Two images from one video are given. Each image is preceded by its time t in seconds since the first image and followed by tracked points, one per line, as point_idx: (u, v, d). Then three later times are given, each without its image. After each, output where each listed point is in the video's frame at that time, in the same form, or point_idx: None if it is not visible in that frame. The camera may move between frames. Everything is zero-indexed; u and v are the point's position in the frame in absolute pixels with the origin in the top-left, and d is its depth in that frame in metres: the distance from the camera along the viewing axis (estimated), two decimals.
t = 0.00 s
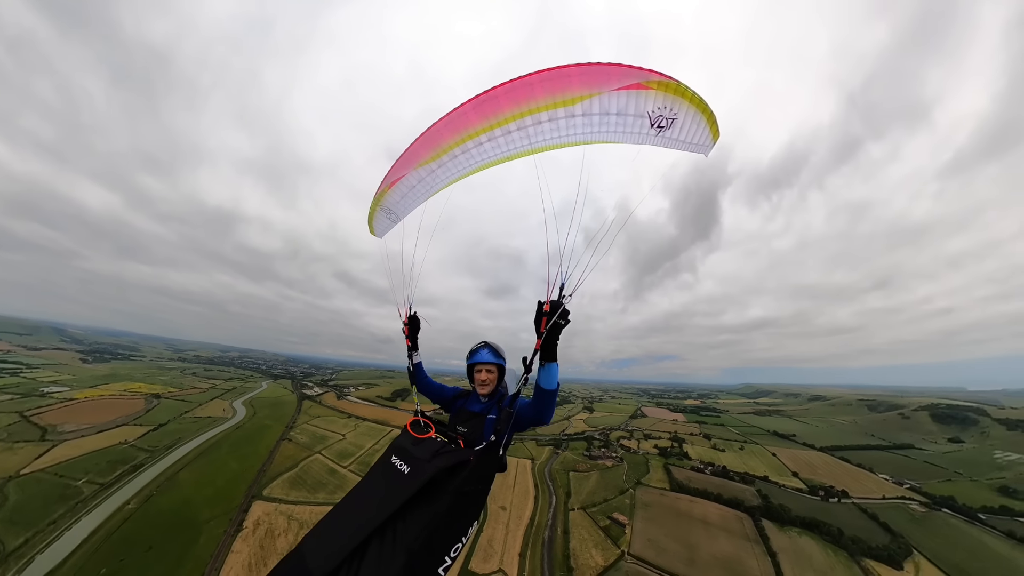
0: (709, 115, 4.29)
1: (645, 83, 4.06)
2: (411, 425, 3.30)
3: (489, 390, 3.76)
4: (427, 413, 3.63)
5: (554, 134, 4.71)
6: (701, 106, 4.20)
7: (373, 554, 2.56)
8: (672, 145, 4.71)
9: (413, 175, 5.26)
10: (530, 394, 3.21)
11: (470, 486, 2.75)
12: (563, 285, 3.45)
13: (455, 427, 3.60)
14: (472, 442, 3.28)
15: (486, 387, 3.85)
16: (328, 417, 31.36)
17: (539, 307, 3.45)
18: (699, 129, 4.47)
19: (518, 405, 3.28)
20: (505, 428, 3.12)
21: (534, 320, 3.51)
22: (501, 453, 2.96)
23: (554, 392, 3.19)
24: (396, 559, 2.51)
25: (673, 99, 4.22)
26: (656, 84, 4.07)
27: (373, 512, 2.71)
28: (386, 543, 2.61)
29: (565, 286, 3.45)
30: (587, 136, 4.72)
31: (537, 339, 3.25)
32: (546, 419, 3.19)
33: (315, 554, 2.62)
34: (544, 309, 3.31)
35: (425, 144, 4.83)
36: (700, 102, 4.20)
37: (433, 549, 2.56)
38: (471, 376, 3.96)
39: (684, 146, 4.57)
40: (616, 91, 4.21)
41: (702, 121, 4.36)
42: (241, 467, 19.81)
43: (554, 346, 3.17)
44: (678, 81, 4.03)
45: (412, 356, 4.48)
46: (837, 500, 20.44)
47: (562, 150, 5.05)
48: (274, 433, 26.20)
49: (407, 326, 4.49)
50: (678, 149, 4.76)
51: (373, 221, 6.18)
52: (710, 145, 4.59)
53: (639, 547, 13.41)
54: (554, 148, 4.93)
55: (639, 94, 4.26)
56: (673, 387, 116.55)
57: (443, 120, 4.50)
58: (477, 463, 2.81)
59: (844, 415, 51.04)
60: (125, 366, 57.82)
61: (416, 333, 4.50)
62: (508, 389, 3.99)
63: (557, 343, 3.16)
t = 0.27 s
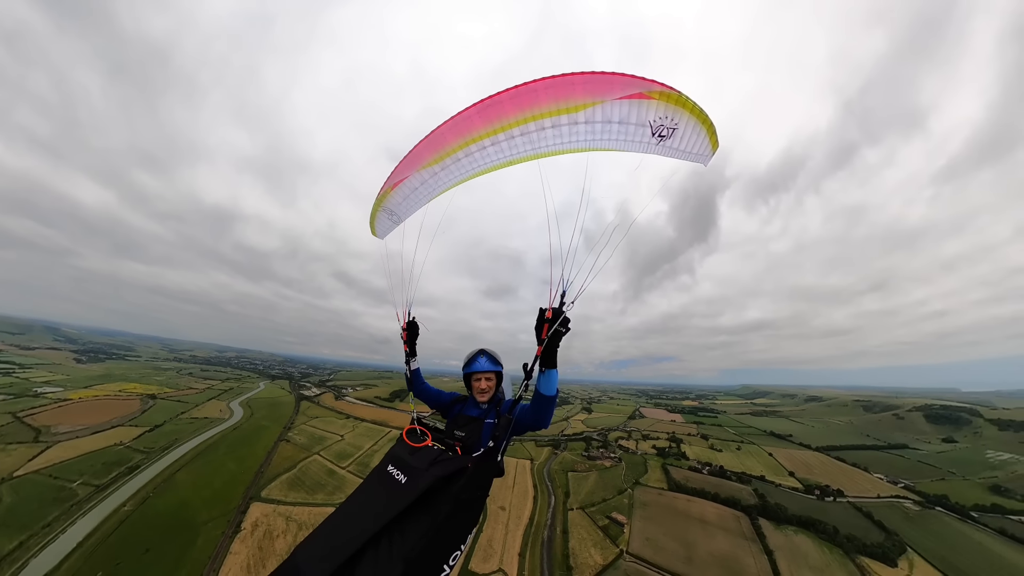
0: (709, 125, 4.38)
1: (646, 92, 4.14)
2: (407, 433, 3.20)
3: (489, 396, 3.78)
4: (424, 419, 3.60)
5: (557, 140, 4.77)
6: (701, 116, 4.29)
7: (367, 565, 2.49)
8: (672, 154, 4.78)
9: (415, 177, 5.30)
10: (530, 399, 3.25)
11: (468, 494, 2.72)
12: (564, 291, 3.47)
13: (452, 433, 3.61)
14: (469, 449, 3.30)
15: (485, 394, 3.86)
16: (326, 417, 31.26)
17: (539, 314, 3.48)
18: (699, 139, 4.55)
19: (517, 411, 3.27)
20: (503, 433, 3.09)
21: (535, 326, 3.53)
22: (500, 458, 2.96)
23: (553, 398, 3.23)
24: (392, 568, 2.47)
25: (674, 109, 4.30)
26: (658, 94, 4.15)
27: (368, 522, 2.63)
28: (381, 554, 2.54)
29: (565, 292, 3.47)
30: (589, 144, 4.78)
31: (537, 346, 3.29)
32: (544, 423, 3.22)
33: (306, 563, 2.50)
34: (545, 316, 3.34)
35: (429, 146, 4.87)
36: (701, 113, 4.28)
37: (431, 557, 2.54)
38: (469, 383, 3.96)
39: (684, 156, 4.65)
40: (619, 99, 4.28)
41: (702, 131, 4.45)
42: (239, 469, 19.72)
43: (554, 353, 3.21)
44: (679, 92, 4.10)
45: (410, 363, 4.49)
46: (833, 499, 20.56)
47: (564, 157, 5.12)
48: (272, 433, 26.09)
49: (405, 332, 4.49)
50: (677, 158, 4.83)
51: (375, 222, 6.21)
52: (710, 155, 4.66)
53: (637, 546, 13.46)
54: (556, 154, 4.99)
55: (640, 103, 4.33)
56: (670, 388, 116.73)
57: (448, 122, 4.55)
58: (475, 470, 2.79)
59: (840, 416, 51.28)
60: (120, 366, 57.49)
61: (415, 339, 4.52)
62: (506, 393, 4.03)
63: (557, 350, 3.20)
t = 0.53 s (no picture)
0: (708, 133, 4.41)
1: (646, 100, 4.16)
2: (401, 432, 3.20)
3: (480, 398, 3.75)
4: (418, 419, 3.61)
5: (558, 146, 4.79)
6: (701, 124, 4.32)
7: (357, 563, 2.47)
8: (672, 161, 4.79)
9: (418, 180, 5.33)
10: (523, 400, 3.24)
11: (460, 494, 2.77)
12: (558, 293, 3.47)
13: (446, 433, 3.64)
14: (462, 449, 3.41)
15: (478, 396, 3.77)
16: (326, 418, 31.24)
17: (533, 315, 3.49)
18: (699, 146, 4.58)
19: (510, 412, 3.36)
20: (496, 434, 3.24)
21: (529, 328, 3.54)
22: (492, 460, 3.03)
23: (547, 400, 3.16)
24: (382, 565, 2.49)
25: (674, 116, 4.33)
26: (658, 101, 4.16)
27: (360, 520, 2.62)
28: (373, 552, 2.54)
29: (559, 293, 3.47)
30: (590, 149, 4.79)
31: (530, 347, 3.28)
32: (538, 425, 3.20)
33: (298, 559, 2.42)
34: (539, 318, 3.35)
35: (432, 149, 4.90)
36: (700, 121, 4.31)
37: (422, 555, 2.58)
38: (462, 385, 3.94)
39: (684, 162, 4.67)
40: (619, 106, 4.30)
41: (701, 138, 4.47)
42: (239, 470, 19.72)
43: (548, 353, 3.22)
44: (679, 100, 4.12)
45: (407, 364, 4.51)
46: (833, 499, 20.52)
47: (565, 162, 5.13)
48: (272, 434, 26.10)
49: (404, 332, 4.52)
50: (677, 165, 4.85)
51: (377, 224, 6.24)
52: (709, 162, 4.68)
53: (637, 545, 13.45)
54: (557, 159, 5.01)
55: (641, 110, 4.35)
56: (669, 388, 116.87)
57: (451, 127, 4.58)
58: (467, 470, 2.87)
59: (839, 416, 51.19)
60: (119, 366, 57.50)
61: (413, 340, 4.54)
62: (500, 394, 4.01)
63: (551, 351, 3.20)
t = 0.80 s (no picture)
0: (709, 138, 4.43)
1: (649, 105, 4.17)
2: (399, 437, 3.24)
3: (482, 400, 3.73)
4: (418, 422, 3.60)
5: (561, 150, 4.81)
6: (703, 129, 4.34)
7: (356, 566, 2.51)
8: (673, 166, 4.81)
9: (422, 181, 5.35)
10: (524, 403, 3.23)
11: (459, 498, 2.76)
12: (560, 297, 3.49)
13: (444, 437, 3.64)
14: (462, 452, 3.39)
15: (478, 397, 3.80)
16: (326, 419, 31.26)
17: (536, 319, 3.51)
18: (700, 151, 4.61)
19: (511, 416, 3.33)
20: (496, 437, 3.23)
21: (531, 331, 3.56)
22: (492, 463, 3.02)
23: (547, 403, 3.18)
24: (381, 570, 2.50)
25: (676, 122, 4.34)
26: (661, 107, 4.18)
27: (358, 525, 2.66)
28: (371, 555, 2.57)
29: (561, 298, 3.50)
30: (593, 153, 4.80)
31: (532, 351, 3.30)
32: (538, 429, 3.19)
33: (297, 563, 2.55)
34: (541, 322, 3.37)
35: (436, 151, 4.92)
36: (702, 126, 4.33)
37: (422, 559, 2.59)
38: (461, 387, 3.92)
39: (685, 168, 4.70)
40: (622, 112, 4.31)
41: (703, 144, 4.50)
42: (240, 470, 19.74)
43: (549, 357, 3.22)
44: (681, 105, 4.14)
45: (407, 364, 4.49)
46: (833, 499, 20.45)
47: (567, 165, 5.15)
48: (272, 435, 26.18)
49: (405, 335, 4.54)
50: (678, 170, 4.87)
51: (380, 225, 6.28)
52: (709, 168, 4.71)
53: (637, 545, 13.43)
54: (560, 163, 5.03)
55: (644, 115, 4.36)
56: (669, 390, 116.82)
57: (455, 129, 4.61)
58: (466, 475, 2.83)
59: (839, 417, 51.01)
60: (120, 367, 57.65)
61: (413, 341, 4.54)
62: (499, 396, 3.99)
63: (552, 355, 3.22)
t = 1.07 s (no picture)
0: (712, 142, 4.46)
1: (652, 109, 4.19)
2: (398, 438, 3.27)
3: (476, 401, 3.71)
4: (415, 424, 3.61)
5: (564, 152, 4.83)
6: (705, 133, 4.36)
7: (353, 565, 2.50)
8: (676, 169, 4.84)
9: (424, 182, 5.38)
10: (522, 404, 3.23)
11: (457, 498, 2.81)
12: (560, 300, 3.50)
13: (442, 440, 3.62)
14: (460, 454, 3.38)
15: (472, 399, 3.78)
16: (326, 420, 31.24)
17: (536, 320, 3.52)
18: (703, 155, 4.63)
19: (509, 417, 3.31)
20: (495, 438, 3.23)
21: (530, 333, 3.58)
22: (490, 465, 3.07)
23: (545, 404, 3.17)
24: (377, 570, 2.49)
25: (679, 126, 4.36)
26: (663, 111, 4.20)
27: (355, 524, 2.65)
28: (368, 555, 2.55)
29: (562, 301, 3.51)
30: (595, 156, 4.82)
31: (531, 352, 3.31)
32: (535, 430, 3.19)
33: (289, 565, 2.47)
34: (541, 323, 3.39)
35: (439, 152, 4.93)
36: (705, 130, 4.35)
37: (418, 559, 2.59)
38: (456, 389, 3.91)
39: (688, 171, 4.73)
40: (625, 115, 4.33)
41: (705, 147, 4.52)
42: (239, 471, 19.74)
43: (548, 359, 3.23)
44: (684, 109, 4.16)
45: (406, 367, 4.50)
46: (832, 499, 20.44)
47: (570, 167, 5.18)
48: (272, 436, 26.20)
49: (404, 338, 4.56)
50: (680, 173, 4.89)
51: (382, 225, 6.31)
52: (712, 171, 4.74)
53: (637, 545, 13.43)
54: (563, 165, 5.05)
55: (647, 118, 4.37)
56: (668, 391, 116.63)
57: (458, 130, 4.62)
58: (464, 475, 2.90)
59: (838, 418, 50.99)
60: (119, 368, 57.62)
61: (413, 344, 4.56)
62: (495, 398, 3.97)
63: (552, 357, 3.22)
